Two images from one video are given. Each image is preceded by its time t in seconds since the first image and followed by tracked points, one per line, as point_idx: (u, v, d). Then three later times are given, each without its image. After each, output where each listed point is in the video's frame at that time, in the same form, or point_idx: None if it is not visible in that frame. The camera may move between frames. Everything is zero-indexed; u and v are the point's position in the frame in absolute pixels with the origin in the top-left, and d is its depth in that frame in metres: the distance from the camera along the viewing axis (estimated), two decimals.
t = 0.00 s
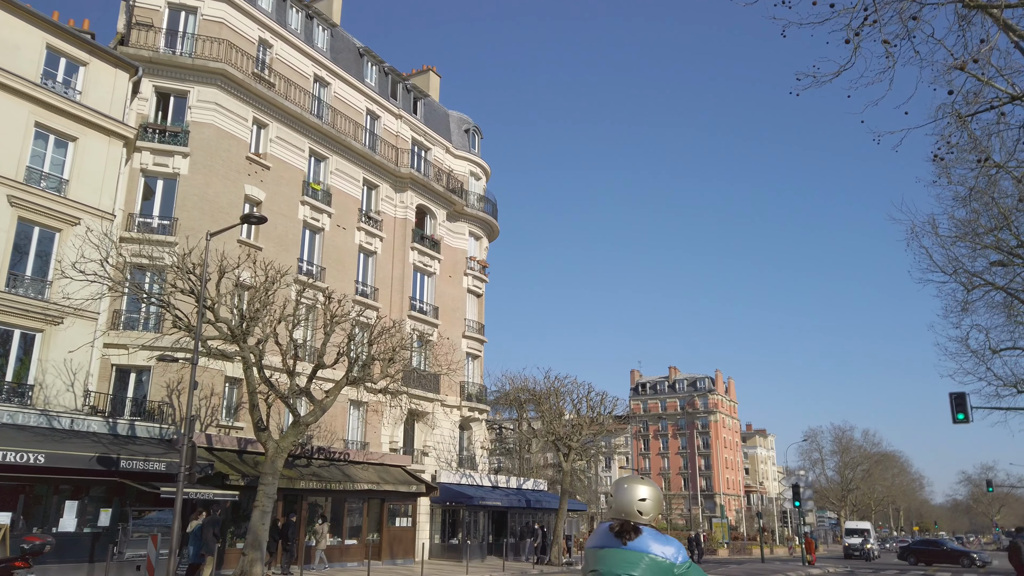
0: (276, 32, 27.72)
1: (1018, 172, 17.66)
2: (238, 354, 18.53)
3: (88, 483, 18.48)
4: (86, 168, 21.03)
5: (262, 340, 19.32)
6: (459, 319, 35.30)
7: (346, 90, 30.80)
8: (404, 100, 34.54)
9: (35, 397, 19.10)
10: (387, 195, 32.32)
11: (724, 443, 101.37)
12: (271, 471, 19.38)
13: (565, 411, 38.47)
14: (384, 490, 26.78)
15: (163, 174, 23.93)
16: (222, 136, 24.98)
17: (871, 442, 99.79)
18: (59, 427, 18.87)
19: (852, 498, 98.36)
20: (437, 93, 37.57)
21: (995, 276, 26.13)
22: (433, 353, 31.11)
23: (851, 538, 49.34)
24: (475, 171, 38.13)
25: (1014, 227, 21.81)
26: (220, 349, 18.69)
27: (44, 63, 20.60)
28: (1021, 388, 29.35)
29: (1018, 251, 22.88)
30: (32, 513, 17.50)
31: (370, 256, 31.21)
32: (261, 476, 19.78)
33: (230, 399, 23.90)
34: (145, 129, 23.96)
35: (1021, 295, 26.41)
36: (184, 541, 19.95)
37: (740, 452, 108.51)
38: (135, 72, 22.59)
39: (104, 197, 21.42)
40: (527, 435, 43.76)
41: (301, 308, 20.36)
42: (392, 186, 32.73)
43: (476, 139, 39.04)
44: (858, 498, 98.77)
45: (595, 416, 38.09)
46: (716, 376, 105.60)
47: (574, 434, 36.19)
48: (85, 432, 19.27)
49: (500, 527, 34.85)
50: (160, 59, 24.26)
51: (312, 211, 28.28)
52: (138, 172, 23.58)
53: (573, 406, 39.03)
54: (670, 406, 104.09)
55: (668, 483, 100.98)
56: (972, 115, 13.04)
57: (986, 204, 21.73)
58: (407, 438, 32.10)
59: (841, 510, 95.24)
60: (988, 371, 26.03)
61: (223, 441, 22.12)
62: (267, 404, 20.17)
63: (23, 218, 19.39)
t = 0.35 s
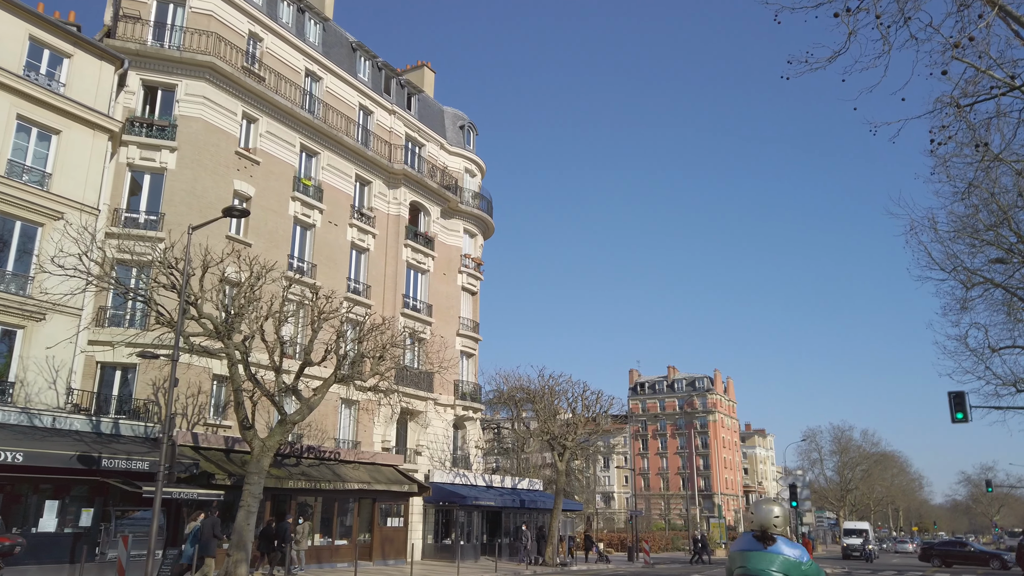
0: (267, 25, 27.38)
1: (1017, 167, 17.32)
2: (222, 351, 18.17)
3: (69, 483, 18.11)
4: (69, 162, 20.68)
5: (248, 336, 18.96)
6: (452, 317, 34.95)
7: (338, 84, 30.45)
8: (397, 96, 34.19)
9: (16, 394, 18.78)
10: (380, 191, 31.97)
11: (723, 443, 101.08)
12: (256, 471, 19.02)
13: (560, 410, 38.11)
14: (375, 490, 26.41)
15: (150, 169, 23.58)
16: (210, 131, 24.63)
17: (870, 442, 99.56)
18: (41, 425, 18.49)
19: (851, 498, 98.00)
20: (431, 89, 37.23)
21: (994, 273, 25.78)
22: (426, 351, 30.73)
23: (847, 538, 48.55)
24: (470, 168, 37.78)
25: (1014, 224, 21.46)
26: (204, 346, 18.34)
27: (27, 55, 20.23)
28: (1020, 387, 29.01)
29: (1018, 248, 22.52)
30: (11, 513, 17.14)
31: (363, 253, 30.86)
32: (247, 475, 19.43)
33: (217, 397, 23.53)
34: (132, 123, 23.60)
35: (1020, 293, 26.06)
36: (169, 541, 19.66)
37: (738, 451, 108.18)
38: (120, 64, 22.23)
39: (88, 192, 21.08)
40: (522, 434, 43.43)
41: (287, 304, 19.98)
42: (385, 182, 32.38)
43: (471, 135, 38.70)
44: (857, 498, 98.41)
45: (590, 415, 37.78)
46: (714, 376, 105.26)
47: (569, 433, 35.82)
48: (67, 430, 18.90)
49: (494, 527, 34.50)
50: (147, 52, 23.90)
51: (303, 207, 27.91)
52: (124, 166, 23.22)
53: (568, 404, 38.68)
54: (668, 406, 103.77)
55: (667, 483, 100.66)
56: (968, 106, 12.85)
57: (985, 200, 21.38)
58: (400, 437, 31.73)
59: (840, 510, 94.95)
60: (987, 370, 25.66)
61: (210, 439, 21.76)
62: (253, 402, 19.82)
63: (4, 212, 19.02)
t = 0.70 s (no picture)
0: (256, 18, 27.06)
1: (1014, 159, 17.02)
2: (205, 346, 17.85)
3: (49, 481, 17.81)
4: (52, 155, 20.38)
5: (233, 332, 18.66)
6: (446, 314, 34.64)
7: (329, 79, 30.14)
8: (390, 91, 33.87)
9: None
10: (372, 187, 31.66)
11: (721, 442, 100.82)
12: (241, 468, 18.69)
13: (554, 408, 37.82)
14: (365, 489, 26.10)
15: (137, 163, 23.28)
16: (198, 125, 24.32)
17: (868, 441, 99.35)
18: (22, 421, 18.21)
19: (850, 498, 97.70)
20: (425, 84, 36.94)
21: (991, 269, 25.52)
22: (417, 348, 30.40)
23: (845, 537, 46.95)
24: (464, 164, 37.47)
25: (1011, 219, 21.17)
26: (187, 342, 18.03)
27: (9, 46, 19.92)
28: (1017, 384, 28.76)
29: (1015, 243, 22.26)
30: None
31: (354, 249, 30.53)
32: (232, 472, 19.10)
33: (203, 394, 23.21)
34: (118, 116, 23.30)
35: (1018, 290, 25.80)
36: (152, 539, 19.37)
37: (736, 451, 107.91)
38: (105, 56, 21.93)
39: (72, 185, 20.77)
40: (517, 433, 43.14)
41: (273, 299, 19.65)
42: (377, 178, 32.06)
43: (465, 131, 38.40)
44: (856, 498, 98.11)
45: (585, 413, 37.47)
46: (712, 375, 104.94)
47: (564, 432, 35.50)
48: (49, 427, 18.58)
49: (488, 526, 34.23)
50: (134, 44, 23.59)
51: (293, 202, 27.59)
52: (110, 160, 22.92)
53: (563, 402, 38.38)
54: (666, 405, 103.47)
55: (665, 483, 100.35)
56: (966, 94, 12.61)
57: (982, 194, 21.11)
58: (392, 435, 31.43)
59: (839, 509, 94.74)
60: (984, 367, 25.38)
61: (196, 437, 21.44)
62: (238, 399, 19.51)
63: None
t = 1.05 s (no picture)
0: (245, 8, 26.71)
1: (1011, 150, 16.72)
2: (189, 339, 17.56)
3: (31, 476, 17.62)
4: (35, 145, 20.09)
5: (218, 325, 18.38)
6: (440, 309, 34.36)
7: (320, 71, 29.79)
8: (383, 83, 33.52)
9: None
10: (364, 180, 31.33)
11: (720, 438, 100.65)
12: (227, 463, 18.42)
13: (549, 403, 37.54)
14: (356, 485, 25.77)
15: (123, 155, 22.95)
16: (185, 116, 24.01)
17: (867, 437, 99.18)
18: (3, 416, 17.98)
19: (849, 494, 97.60)
20: (418, 77, 36.59)
21: (989, 264, 25.25)
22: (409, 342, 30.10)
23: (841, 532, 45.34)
24: (458, 157, 37.13)
25: (1009, 212, 20.88)
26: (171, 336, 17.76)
27: None
28: (1016, 378, 28.47)
29: (1013, 238, 21.99)
30: None
31: (346, 242, 30.21)
32: (217, 468, 18.78)
33: (190, 388, 22.91)
34: (104, 107, 22.97)
35: (1016, 285, 25.52)
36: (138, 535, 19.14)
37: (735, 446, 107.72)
38: (90, 46, 21.60)
39: (55, 176, 20.49)
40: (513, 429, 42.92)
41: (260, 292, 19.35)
42: (369, 171, 31.72)
43: (459, 124, 38.06)
44: (855, 493, 98.02)
45: (580, 409, 37.16)
46: (711, 371, 104.72)
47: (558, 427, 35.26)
48: (31, 422, 18.33)
49: (483, 521, 33.95)
50: (119, 35, 23.26)
51: (283, 195, 27.29)
52: (95, 151, 22.59)
53: (557, 398, 38.08)
54: (665, 401, 103.23)
55: (663, 478, 100.18)
56: (964, 81, 12.13)
57: (980, 186, 20.83)
58: (385, 431, 31.16)
59: (838, 505, 94.60)
60: (982, 362, 25.13)
61: (182, 432, 21.17)
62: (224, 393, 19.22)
63: None
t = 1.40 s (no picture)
0: None
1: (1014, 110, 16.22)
2: (171, 305, 17.26)
3: (14, 442, 17.44)
4: (13, 106, 19.62)
5: (202, 290, 18.07)
6: (433, 276, 34.01)
7: (310, 32, 29.09)
8: (375, 45, 32.78)
9: None
10: (355, 144, 30.79)
11: (718, 406, 101.05)
12: (213, 430, 18.24)
13: (544, 371, 37.40)
14: (348, 452, 25.68)
15: (105, 117, 22.44)
16: (169, 78, 23.48)
17: (865, 406, 99.54)
18: None
19: (845, 462, 98.28)
20: (411, 40, 35.82)
21: (990, 231, 24.85)
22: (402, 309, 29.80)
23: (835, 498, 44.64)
24: (452, 123, 36.48)
25: (1011, 178, 20.43)
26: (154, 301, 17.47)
27: None
28: (1014, 346, 28.22)
29: (1014, 203, 21.59)
30: None
31: (337, 208, 29.77)
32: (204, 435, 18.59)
33: (178, 354, 22.68)
34: (85, 69, 22.37)
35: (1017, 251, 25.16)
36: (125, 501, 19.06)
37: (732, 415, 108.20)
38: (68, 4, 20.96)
39: (34, 138, 20.07)
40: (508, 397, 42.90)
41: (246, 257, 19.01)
42: (360, 135, 31.16)
43: (454, 89, 37.36)
44: (851, 461, 98.65)
45: (575, 377, 37.02)
46: (710, 341, 104.76)
47: (552, 395, 35.19)
48: (14, 387, 18.13)
49: (477, 488, 34.18)
50: None
51: (272, 159, 26.80)
52: (77, 114, 22.07)
53: (553, 366, 37.92)
54: (663, 370, 103.41)
55: (661, 446, 100.80)
56: (967, 34, 11.60)
57: (982, 150, 20.35)
58: (378, 398, 31.05)
59: (833, 473, 95.27)
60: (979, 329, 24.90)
61: (170, 398, 20.98)
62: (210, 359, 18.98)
63: None
